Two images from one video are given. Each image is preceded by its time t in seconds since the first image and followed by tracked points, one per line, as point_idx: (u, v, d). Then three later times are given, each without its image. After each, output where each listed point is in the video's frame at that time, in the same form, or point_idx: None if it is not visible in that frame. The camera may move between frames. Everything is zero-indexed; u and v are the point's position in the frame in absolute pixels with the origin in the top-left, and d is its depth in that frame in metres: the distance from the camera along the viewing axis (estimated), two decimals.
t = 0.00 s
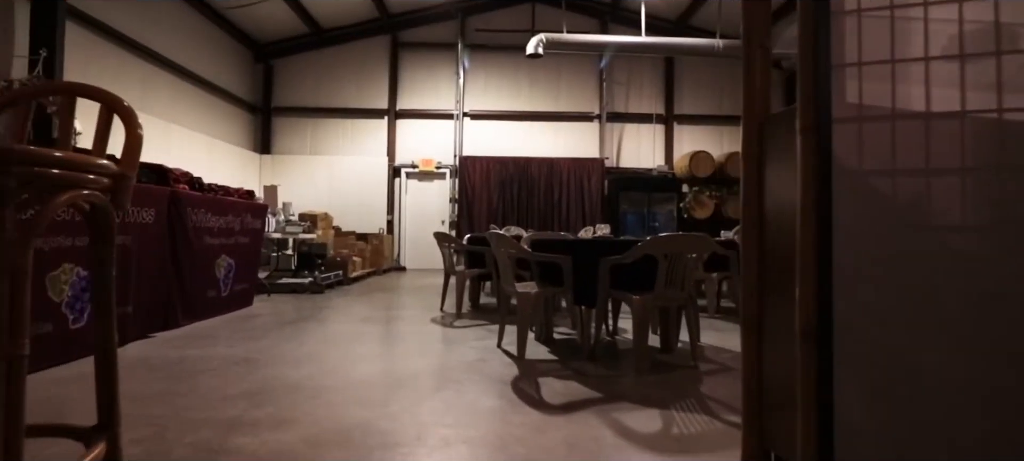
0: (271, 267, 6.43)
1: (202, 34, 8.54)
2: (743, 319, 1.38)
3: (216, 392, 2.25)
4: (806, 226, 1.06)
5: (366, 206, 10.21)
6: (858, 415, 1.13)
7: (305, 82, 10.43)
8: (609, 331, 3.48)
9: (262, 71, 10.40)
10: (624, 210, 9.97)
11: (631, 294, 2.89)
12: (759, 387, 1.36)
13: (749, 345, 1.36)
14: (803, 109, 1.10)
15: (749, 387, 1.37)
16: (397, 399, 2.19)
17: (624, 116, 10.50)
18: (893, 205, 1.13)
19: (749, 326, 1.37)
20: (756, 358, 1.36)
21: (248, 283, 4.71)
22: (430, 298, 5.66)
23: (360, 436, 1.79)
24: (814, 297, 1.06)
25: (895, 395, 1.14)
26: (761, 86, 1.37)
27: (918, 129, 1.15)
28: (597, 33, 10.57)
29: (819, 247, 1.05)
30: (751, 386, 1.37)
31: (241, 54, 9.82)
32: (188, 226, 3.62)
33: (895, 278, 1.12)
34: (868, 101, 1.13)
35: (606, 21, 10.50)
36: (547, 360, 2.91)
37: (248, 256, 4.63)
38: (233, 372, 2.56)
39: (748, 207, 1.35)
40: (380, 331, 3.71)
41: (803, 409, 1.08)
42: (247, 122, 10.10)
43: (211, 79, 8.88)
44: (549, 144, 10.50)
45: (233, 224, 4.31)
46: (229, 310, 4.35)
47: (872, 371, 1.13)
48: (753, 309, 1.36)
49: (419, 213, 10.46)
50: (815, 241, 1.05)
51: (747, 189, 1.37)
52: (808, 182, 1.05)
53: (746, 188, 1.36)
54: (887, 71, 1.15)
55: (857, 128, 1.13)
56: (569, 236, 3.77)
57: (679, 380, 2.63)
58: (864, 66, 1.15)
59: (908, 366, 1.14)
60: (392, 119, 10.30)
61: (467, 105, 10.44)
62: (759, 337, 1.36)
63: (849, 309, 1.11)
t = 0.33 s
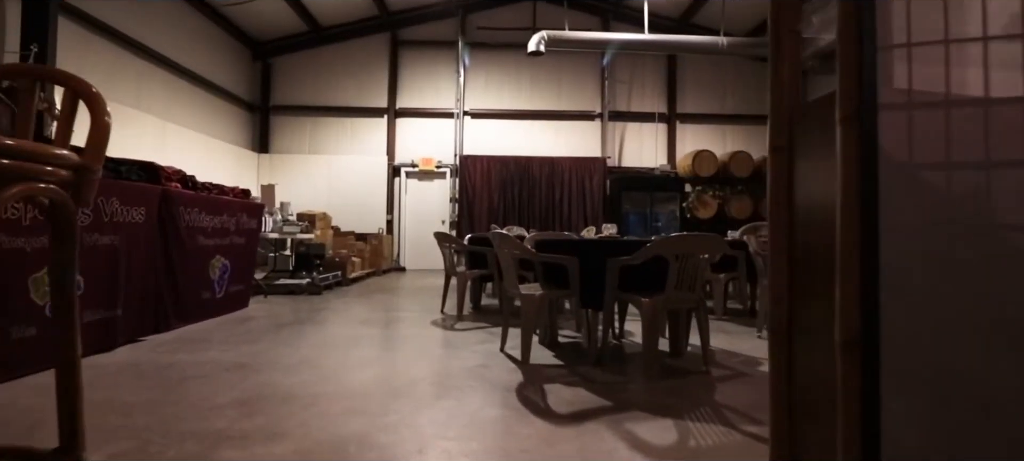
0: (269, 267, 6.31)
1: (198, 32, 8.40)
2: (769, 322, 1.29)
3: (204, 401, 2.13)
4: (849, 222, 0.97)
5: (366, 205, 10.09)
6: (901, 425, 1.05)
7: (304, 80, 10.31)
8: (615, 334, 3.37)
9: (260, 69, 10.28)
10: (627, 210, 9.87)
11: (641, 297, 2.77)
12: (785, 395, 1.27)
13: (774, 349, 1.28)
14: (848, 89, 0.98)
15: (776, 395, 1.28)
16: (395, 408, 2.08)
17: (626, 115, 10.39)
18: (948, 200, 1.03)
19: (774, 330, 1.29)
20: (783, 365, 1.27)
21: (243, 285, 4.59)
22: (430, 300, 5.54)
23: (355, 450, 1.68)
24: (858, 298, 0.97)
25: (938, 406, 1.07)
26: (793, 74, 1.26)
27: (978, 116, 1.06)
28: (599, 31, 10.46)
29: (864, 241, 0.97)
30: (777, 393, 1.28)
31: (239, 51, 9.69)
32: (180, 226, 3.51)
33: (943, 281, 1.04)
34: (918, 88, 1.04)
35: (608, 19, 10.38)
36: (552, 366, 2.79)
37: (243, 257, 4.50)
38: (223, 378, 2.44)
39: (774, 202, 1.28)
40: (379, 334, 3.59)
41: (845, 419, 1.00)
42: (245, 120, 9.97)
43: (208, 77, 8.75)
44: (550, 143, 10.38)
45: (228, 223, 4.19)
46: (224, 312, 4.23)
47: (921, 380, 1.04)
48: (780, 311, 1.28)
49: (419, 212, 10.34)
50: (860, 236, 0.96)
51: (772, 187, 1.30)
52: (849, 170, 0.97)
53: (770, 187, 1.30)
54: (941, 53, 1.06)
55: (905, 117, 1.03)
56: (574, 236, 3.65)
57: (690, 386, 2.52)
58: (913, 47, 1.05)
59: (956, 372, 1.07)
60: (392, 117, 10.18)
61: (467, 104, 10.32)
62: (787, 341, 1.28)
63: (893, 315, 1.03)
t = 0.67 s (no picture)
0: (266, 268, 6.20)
1: (195, 30, 8.27)
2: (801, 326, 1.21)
3: (193, 410, 2.02)
4: (897, 220, 0.91)
5: (364, 205, 9.98)
6: (971, 450, 0.94)
7: (302, 78, 10.19)
8: (622, 338, 3.27)
9: (258, 67, 10.16)
10: (629, 210, 9.84)
11: (650, 300, 2.66)
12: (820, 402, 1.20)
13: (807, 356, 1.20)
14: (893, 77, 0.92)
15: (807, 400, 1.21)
16: (393, 418, 1.97)
17: (627, 114, 10.28)
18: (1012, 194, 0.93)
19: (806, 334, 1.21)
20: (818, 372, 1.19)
21: (239, 286, 4.48)
22: (430, 302, 5.43)
23: None
24: (908, 301, 0.91)
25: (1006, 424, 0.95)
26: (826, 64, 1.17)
27: None
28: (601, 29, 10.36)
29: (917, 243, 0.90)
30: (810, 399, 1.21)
31: (236, 50, 9.56)
32: (172, 225, 3.40)
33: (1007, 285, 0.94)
34: (977, 68, 0.93)
35: (609, 17, 10.27)
36: (558, 371, 2.69)
37: (239, 257, 4.39)
38: (214, 385, 2.33)
39: (806, 199, 1.20)
40: (379, 337, 3.48)
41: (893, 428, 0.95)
42: (243, 120, 9.86)
43: (206, 76, 8.64)
44: (551, 142, 10.27)
45: (223, 223, 4.09)
46: (219, 314, 4.12)
47: (983, 393, 0.93)
48: (813, 315, 1.19)
49: (419, 212, 10.23)
50: (911, 234, 0.91)
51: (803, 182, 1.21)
52: (898, 166, 0.91)
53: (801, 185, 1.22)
54: (1005, 30, 0.95)
55: (963, 103, 0.93)
56: (579, 236, 3.54)
57: (703, 393, 2.41)
58: (972, 25, 0.94)
59: None
60: (391, 117, 10.07)
61: (467, 103, 10.21)
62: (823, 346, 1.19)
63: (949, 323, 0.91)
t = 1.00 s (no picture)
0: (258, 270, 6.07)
1: (188, 26, 8.12)
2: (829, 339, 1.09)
3: (172, 424, 1.90)
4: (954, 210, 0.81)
5: (360, 205, 9.83)
6: None
7: (296, 77, 10.05)
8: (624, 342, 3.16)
9: (251, 65, 10.01)
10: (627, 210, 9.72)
11: (655, 303, 2.55)
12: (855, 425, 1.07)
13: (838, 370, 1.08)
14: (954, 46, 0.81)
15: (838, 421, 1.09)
16: (385, 430, 1.85)
17: (626, 113, 10.18)
18: None
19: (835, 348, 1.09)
20: (850, 391, 1.07)
21: (229, 289, 4.35)
22: (426, 304, 5.31)
23: None
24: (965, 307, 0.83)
25: None
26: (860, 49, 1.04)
27: None
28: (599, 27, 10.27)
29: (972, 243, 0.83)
30: (841, 420, 1.08)
31: (230, 47, 9.42)
32: (157, 226, 3.28)
33: None
34: None
35: (608, 16, 10.19)
36: (559, 378, 2.57)
37: (229, 259, 4.26)
38: (197, 395, 2.21)
39: (836, 199, 1.07)
40: (372, 342, 3.36)
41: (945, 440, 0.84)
42: (235, 118, 9.72)
43: (198, 74, 8.49)
44: (549, 141, 10.16)
45: (212, 224, 3.96)
46: (208, 317, 4.00)
47: None
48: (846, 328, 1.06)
49: (415, 212, 10.10)
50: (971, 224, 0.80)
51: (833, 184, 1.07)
52: (953, 157, 0.80)
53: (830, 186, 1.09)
54: None
55: None
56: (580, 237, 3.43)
57: (712, 402, 2.30)
58: None
59: None
60: (386, 115, 9.94)
61: (464, 102, 10.09)
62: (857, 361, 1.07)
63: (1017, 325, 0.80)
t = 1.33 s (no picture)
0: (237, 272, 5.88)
1: (166, 21, 7.88)
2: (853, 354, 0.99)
3: (132, 445, 1.75)
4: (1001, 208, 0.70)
5: (343, 205, 9.64)
6: None
7: (279, 74, 9.83)
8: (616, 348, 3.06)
9: (232, 62, 9.77)
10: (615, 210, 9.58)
11: (650, 309, 2.44)
12: (883, 455, 0.96)
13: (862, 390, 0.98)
14: (1008, 11, 0.66)
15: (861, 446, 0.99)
16: (363, 450, 1.72)
17: (614, 112, 10.10)
18: None
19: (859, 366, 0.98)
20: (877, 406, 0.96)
21: (205, 293, 4.19)
22: (411, 307, 5.17)
23: None
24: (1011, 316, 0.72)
25: None
26: (888, 34, 0.93)
27: None
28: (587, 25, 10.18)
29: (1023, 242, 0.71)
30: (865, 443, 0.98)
31: (209, 43, 9.17)
32: (124, 227, 3.12)
33: None
34: None
35: (596, 14, 10.11)
36: (549, 388, 2.46)
37: (205, 262, 4.10)
38: (161, 411, 2.06)
39: (860, 200, 0.96)
40: (354, 348, 3.22)
41: None
42: (215, 116, 9.48)
43: (176, 70, 8.24)
44: (536, 141, 10.05)
45: (186, 225, 3.79)
46: (182, 323, 3.82)
47: None
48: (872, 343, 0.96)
49: (400, 213, 9.93)
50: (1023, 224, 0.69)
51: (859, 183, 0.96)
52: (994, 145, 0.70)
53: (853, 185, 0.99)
54: None
55: None
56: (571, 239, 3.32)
57: (711, 412, 2.20)
58: None
59: None
60: (371, 114, 9.75)
61: (450, 101, 9.94)
62: (884, 382, 0.96)
63: None
